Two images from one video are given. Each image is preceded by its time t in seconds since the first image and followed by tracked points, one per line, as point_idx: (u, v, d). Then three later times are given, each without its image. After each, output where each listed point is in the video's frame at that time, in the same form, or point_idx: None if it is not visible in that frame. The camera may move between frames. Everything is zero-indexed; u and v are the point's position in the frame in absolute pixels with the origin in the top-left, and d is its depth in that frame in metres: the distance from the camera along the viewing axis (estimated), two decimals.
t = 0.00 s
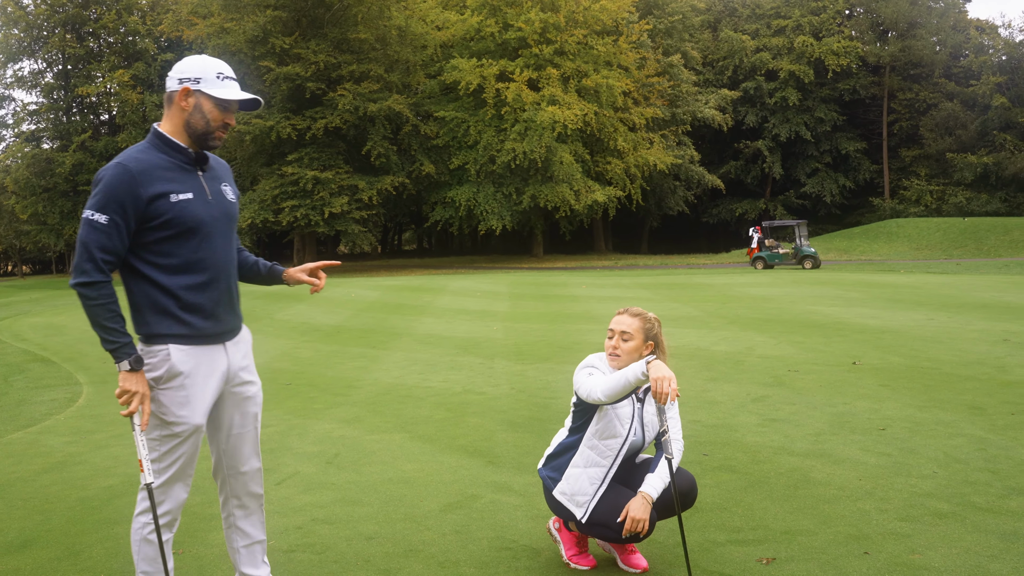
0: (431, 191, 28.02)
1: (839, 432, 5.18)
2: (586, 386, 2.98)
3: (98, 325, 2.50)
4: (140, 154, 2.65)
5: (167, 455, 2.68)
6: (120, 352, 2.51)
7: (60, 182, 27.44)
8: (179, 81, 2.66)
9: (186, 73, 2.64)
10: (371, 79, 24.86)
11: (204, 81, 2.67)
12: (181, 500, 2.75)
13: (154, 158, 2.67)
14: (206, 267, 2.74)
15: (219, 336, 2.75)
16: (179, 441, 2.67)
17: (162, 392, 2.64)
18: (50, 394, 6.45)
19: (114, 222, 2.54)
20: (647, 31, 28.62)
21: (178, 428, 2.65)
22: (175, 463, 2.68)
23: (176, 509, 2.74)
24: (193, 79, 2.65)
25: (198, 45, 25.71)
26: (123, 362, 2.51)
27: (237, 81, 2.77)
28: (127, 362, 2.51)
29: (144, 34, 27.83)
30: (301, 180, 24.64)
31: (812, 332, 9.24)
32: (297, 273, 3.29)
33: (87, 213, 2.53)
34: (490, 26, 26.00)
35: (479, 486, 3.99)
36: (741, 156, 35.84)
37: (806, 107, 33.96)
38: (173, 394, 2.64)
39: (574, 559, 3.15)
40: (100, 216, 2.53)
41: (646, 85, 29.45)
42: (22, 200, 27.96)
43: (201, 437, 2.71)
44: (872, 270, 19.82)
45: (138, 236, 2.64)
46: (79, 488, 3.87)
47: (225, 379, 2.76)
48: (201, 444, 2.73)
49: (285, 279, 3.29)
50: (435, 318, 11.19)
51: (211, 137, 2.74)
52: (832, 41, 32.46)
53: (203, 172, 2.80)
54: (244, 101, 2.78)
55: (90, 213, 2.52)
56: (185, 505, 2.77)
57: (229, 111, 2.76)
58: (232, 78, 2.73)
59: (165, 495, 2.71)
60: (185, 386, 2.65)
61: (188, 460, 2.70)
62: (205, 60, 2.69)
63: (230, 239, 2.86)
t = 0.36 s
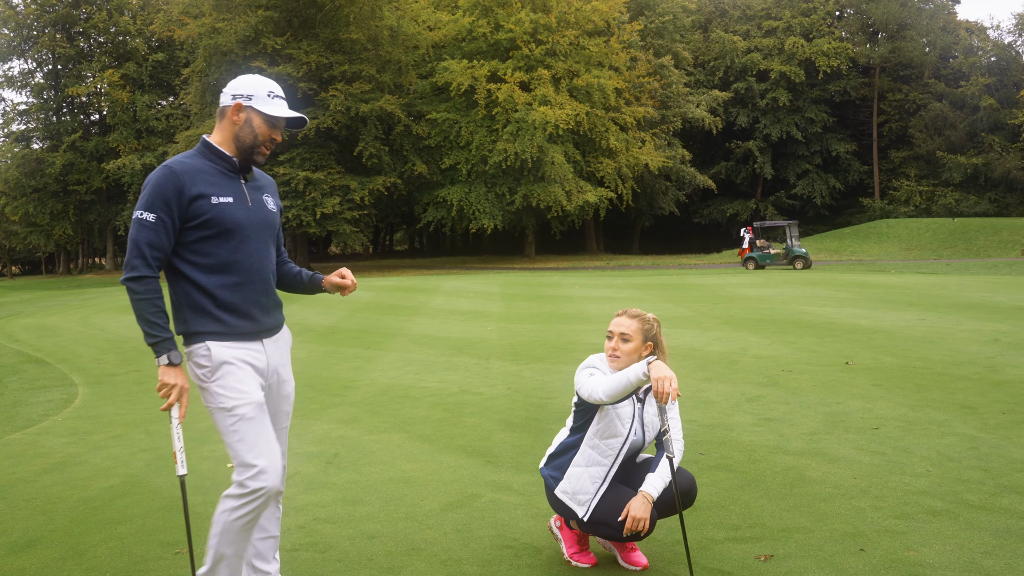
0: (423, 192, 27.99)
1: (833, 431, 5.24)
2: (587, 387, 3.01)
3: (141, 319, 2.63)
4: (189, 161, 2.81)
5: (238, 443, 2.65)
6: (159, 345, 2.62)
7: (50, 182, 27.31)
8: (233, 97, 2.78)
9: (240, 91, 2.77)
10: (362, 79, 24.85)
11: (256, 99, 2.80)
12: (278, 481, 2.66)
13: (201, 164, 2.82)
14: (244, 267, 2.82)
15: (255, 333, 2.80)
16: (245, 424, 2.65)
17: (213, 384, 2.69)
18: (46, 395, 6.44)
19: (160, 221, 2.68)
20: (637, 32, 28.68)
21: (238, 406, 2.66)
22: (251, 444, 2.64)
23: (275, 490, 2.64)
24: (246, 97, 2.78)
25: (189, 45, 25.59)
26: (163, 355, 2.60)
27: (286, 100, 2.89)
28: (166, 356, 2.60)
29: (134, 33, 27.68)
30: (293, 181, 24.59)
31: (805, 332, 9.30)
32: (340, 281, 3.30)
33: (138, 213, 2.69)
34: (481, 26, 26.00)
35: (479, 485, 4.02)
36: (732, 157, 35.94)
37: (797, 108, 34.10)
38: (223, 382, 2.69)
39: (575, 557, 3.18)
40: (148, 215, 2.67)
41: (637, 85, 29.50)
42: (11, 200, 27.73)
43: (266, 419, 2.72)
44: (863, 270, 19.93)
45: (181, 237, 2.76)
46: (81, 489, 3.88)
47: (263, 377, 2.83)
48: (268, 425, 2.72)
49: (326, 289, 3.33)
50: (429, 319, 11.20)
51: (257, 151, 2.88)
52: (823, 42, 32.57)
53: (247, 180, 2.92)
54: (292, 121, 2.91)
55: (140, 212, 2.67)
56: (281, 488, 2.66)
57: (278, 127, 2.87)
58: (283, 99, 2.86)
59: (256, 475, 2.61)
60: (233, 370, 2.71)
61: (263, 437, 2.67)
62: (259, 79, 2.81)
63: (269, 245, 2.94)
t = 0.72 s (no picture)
0: (415, 192, 27.95)
1: (828, 430, 5.27)
2: (588, 386, 3.03)
3: (160, 313, 2.63)
4: (207, 160, 2.82)
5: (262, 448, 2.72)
6: (186, 336, 2.64)
7: (40, 182, 27.18)
8: (256, 103, 2.83)
9: (264, 96, 2.82)
10: (354, 79, 24.82)
11: (279, 103, 2.83)
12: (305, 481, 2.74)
13: (220, 163, 2.83)
14: (258, 268, 2.83)
15: (266, 335, 2.81)
16: (263, 431, 2.71)
17: (229, 393, 2.72)
18: (40, 397, 6.41)
19: (178, 216, 2.68)
20: (627, 32, 28.71)
21: (257, 418, 2.70)
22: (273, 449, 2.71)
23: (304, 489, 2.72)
24: (270, 102, 2.82)
25: (180, 45, 25.48)
26: (191, 344, 2.63)
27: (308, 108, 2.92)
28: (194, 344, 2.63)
29: (125, 34, 27.55)
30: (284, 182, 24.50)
31: (798, 331, 9.35)
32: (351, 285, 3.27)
33: (155, 208, 2.68)
34: (472, 26, 25.99)
35: (477, 485, 4.04)
36: (724, 157, 36.04)
37: (788, 108, 34.23)
38: (240, 391, 2.72)
39: (575, 555, 3.20)
40: (166, 210, 2.67)
41: (628, 86, 29.52)
42: None
43: (288, 422, 2.76)
44: (855, 270, 20.03)
45: (197, 234, 2.76)
46: (80, 489, 3.89)
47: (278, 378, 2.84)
48: (289, 427, 2.76)
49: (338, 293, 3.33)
50: (423, 319, 11.20)
51: (279, 154, 2.89)
52: (813, 42, 32.69)
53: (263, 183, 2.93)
54: (313, 128, 2.94)
55: (158, 207, 2.67)
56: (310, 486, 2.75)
57: (299, 132, 2.90)
58: (305, 105, 2.89)
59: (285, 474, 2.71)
60: (246, 379, 2.72)
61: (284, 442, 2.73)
62: (283, 86, 2.86)
63: (283, 247, 2.95)
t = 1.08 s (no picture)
0: (405, 192, 27.87)
1: (819, 428, 5.29)
2: (582, 386, 3.02)
3: (177, 319, 2.63)
4: (217, 162, 2.78)
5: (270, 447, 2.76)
6: (202, 341, 2.65)
7: (29, 183, 26.96)
8: (264, 101, 2.76)
9: (270, 94, 2.75)
10: (345, 79, 24.77)
11: (285, 102, 2.78)
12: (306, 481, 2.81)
13: (231, 166, 2.80)
14: (270, 273, 2.83)
15: (276, 337, 2.82)
16: (274, 432, 2.75)
17: (242, 394, 2.73)
18: (30, 398, 6.37)
19: (191, 222, 2.66)
20: (618, 32, 28.74)
21: (268, 420, 2.74)
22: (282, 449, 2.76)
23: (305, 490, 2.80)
24: (276, 100, 2.76)
25: (170, 45, 25.36)
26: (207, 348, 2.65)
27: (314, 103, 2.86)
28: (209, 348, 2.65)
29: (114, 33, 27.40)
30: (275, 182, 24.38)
31: (790, 331, 9.37)
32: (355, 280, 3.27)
33: (167, 214, 2.65)
34: (463, 26, 25.98)
35: (471, 484, 4.03)
36: (714, 157, 36.12)
37: (778, 108, 34.35)
38: (253, 393, 2.74)
39: (569, 554, 3.20)
40: (179, 217, 2.64)
41: (618, 86, 29.53)
42: None
43: (295, 423, 2.81)
44: (845, 269, 20.11)
45: (210, 239, 2.74)
46: (71, 490, 3.88)
47: (285, 378, 2.86)
48: (296, 428, 2.81)
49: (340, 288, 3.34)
50: (414, 319, 11.18)
51: (286, 153, 2.86)
52: (803, 43, 32.79)
53: (273, 186, 2.91)
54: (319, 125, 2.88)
55: (170, 213, 2.64)
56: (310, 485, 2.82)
57: (307, 132, 2.86)
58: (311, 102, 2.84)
59: (290, 473, 2.78)
60: (258, 383, 2.74)
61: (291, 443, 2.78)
62: (288, 83, 2.80)
63: (290, 249, 2.95)
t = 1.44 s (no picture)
0: (396, 191, 27.82)
1: (812, 427, 5.31)
2: (577, 385, 3.02)
3: (190, 315, 2.61)
4: (238, 161, 2.77)
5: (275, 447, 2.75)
6: (212, 338, 2.63)
7: (17, 183, 26.76)
8: (287, 104, 2.75)
9: (295, 96, 2.74)
10: (336, 79, 24.71)
11: (309, 105, 2.76)
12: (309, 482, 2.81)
13: (251, 166, 2.79)
14: (284, 273, 2.83)
15: (287, 338, 2.81)
16: (280, 432, 2.74)
17: (250, 392, 2.72)
18: (21, 398, 6.33)
19: (209, 220, 2.65)
20: (609, 32, 28.78)
21: (276, 419, 2.72)
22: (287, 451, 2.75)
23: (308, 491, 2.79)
24: (301, 103, 2.75)
25: (160, 44, 25.23)
26: (216, 346, 2.63)
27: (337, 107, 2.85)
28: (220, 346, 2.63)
29: (104, 33, 27.24)
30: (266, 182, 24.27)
31: (781, 330, 9.41)
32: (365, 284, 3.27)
33: (185, 210, 2.63)
34: (454, 26, 25.97)
35: (465, 484, 4.02)
36: (705, 157, 36.21)
37: (768, 108, 34.49)
38: (261, 391, 2.72)
39: (565, 553, 3.20)
40: (197, 214, 2.63)
41: (610, 85, 29.54)
42: None
43: (302, 424, 2.80)
44: (835, 269, 20.20)
45: (226, 237, 2.73)
46: (63, 491, 3.85)
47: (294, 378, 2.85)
48: (302, 429, 2.81)
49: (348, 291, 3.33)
50: (406, 319, 11.16)
51: (308, 156, 2.84)
52: (794, 43, 32.92)
53: (291, 188, 2.90)
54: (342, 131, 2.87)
55: (188, 210, 2.62)
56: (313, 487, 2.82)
57: (329, 136, 2.84)
58: (335, 108, 2.83)
59: (294, 473, 2.76)
60: (268, 381, 2.73)
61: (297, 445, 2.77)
62: (313, 86, 2.78)
63: (305, 252, 2.94)
